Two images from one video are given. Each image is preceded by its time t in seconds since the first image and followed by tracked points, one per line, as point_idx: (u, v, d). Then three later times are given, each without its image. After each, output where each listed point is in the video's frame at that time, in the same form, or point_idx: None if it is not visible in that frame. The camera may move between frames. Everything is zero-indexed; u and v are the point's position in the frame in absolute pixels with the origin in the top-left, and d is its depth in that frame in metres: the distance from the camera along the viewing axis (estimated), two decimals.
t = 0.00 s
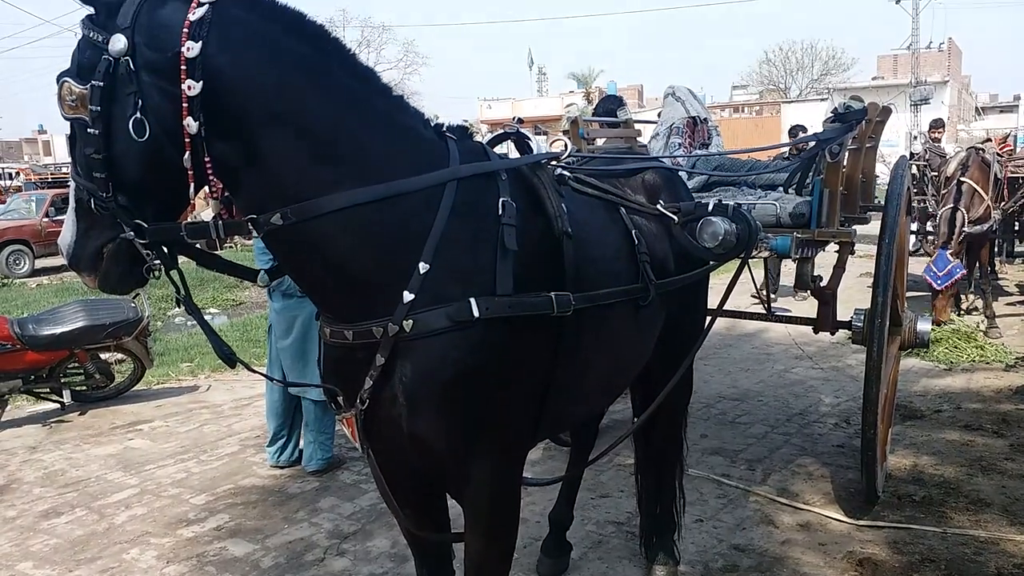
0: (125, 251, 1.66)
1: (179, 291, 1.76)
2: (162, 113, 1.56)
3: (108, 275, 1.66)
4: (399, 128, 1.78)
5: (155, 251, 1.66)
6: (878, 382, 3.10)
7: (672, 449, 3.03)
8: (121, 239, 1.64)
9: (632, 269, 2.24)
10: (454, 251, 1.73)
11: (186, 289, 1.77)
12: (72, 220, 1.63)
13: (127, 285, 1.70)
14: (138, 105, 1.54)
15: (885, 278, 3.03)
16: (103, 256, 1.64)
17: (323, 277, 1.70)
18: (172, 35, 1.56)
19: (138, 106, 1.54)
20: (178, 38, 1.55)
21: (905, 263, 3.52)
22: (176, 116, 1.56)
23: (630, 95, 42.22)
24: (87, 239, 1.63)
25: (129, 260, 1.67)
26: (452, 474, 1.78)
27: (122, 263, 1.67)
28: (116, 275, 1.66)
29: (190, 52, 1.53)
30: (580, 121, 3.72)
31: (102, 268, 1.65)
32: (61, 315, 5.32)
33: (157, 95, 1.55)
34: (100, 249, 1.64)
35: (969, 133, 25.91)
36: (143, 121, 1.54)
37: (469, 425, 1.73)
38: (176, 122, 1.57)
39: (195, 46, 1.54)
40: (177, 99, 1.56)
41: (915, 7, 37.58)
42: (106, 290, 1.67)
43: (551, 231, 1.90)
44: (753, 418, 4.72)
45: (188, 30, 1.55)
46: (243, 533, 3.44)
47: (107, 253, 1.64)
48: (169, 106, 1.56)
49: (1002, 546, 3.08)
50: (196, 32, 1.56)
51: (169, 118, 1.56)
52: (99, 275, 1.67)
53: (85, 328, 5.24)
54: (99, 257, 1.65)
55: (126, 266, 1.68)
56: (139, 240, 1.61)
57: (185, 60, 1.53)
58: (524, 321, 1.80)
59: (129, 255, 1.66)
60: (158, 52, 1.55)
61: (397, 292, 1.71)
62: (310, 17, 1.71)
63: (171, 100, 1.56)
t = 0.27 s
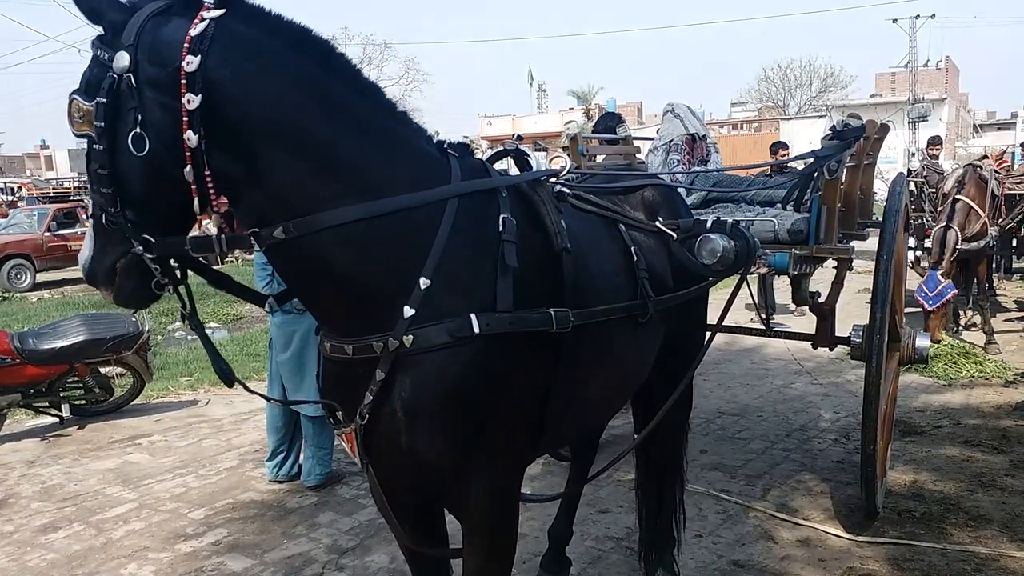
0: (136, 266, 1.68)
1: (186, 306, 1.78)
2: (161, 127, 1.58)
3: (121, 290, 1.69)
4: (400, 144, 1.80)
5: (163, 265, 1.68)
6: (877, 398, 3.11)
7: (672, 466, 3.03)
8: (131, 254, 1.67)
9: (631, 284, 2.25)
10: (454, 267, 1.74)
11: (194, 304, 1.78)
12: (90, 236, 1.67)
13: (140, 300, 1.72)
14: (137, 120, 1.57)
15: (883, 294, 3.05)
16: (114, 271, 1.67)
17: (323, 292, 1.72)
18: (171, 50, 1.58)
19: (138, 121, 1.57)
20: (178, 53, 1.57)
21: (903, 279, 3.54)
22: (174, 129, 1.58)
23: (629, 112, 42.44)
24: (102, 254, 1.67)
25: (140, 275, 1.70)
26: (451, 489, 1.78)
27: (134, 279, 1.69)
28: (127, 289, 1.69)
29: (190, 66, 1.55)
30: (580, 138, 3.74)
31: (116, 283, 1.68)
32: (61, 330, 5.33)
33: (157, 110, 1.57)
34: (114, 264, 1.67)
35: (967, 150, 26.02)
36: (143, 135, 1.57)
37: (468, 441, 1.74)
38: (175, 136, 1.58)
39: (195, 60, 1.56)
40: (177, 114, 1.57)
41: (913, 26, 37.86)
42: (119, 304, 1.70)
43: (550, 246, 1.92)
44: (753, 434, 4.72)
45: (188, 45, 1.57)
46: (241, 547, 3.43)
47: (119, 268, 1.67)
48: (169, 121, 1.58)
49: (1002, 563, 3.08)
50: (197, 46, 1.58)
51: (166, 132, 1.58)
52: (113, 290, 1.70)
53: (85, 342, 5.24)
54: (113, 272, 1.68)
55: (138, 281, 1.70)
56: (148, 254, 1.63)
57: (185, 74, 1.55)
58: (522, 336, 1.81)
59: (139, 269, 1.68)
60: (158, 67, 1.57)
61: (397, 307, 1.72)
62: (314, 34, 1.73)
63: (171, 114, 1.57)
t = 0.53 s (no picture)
0: (144, 275, 1.66)
1: (191, 316, 1.75)
2: (156, 139, 1.55)
3: (130, 299, 1.67)
4: (399, 156, 1.78)
5: (168, 274, 1.65)
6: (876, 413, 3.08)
7: (671, 482, 2.99)
8: (138, 263, 1.64)
9: (630, 298, 2.23)
10: (451, 280, 1.72)
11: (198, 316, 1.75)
12: (102, 245, 1.66)
13: (149, 308, 1.70)
14: (135, 133, 1.55)
15: (881, 308, 3.02)
16: (122, 280, 1.66)
17: (318, 304, 1.69)
18: (168, 63, 1.56)
19: (135, 134, 1.55)
20: (174, 66, 1.55)
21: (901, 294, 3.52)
22: (173, 143, 1.56)
23: (625, 125, 42.59)
24: (111, 264, 1.65)
25: (148, 284, 1.67)
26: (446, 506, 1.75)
27: (142, 288, 1.67)
28: (134, 298, 1.67)
29: (183, 78, 1.52)
30: (576, 151, 3.73)
31: (125, 293, 1.67)
32: (54, 343, 5.29)
33: (155, 124, 1.55)
34: (123, 273, 1.65)
35: (962, 163, 26.12)
36: (139, 148, 1.54)
37: (464, 456, 1.71)
38: (173, 149, 1.56)
39: (189, 72, 1.53)
40: (175, 127, 1.55)
41: (907, 40, 38.11)
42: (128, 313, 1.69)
43: (550, 260, 1.89)
44: (751, 449, 4.68)
45: (183, 57, 1.55)
46: (233, 564, 3.38)
47: (127, 277, 1.65)
48: (166, 135, 1.55)
49: None
50: (191, 58, 1.56)
51: (163, 145, 1.55)
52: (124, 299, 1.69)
53: (77, 356, 5.22)
54: (121, 281, 1.66)
55: (146, 290, 1.68)
56: (152, 263, 1.61)
57: (179, 87, 1.53)
58: (520, 350, 1.78)
59: (146, 278, 1.66)
60: (157, 81, 1.55)
61: (394, 320, 1.69)
62: (312, 46, 1.71)
63: (168, 128, 1.55)
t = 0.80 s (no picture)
0: (137, 288, 1.68)
1: (184, 328, 1.76)
2: (151, 154, 1.57)
3: (123, 310, 1.69)
4: (393, 170, 1.80)
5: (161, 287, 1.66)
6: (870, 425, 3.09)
7: (665, 496, 3.00)
8: (131, 275, 1.66)
9: (624, 311, 2.25)
10: (445, 293, 1.73)
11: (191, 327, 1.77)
12: (98, 257, 1.69)
13: (142, 320, 1.72)
14: (129, 148, 1.56)
15: (875, 321, 3.04)
16: (115, 292, 1.68)
17: (313, 318, 1.70)
18: (163, 80, 1.58)
19: (129, 149, 1.56)
20: (169, 82, 1.57)
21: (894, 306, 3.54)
22: (166, 158, 1.57)
23: (620, 139, 42.80)
24: (105, 275, 1.68)
25: (141, 296, 1.69)
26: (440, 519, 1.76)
27: (136, 300, 1.69)
28: (127, 310, 1.69)
29: (178, 94, 1.54)
30: (571, 165, 3.76)
31: (119, 304, 1.69)
32: (48, 357, 5.29)
33: (149, 139, 1.57)
34: (117, 285, 1.68)
35: (955, 178, 26.31)
36: (134, 163, 1.56)
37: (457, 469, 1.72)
38: (166, 164, 1.57)
39: (183, 88, 1.55)
40: (168, 143, 1.57)
41: (899, 56, 38.46)
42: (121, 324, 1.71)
43: (544, 274, 1.91)
44: (745, 462, 4.69)
45: (178, 74, 1.57)
46: None
47: (121, 289, 1.67)
48: (160, 150, 1.57)
49: None
50: (186, 76, 1.58)
51: (156, 160, 1.57)
52: (117, 311, 1.71)
53: (72, 369, 5.19)
54: (115, 292, 1.68)
55: (139, 302, 1.70)
56: (145, 276, 1.62)
57: (174, 103, 1.55)
58: (514, 362, 1.79)
59: (139, 290, 1.68)
60: (152, 98, 1.57)
61: (388, 333, 1.71)
62: (307, 61, 1.73)
63: (162, 143, 1.57)
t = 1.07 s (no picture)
0: (133, 295, 1.68)
1: (180, 334, 1.76)
2: (148, 161, 1.57)
3: (119, 317, 1.69)
4: (391, 176, 1.80)
5: (157, 293, 1.66)
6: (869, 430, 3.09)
7: (664, 501, 2.99)
8: (127, 282, 1.66)
9: (622, 316, 2.25)
10: (443, 298, 1.73)
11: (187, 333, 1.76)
12: (93, 264, 1.69)
13: (137, 326, 1.72)
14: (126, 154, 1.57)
15: (873, 326, 3.04)
16: (110, 299, 1.68)
17: (311, 323, 1.70)
18: (161, 86, 1.58)
19: (127, 155, 1.57)
20: (166, 88, 1.57)
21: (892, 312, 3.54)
22: (163, 164, 1.57)
23: (619, 145, 42.87)
24: (101, 282, 1.68)
25: (136, 303, 1.70)
26: (438, 525, 1.76)
27: (132, 306, 1.69)
28: (122, 316, 1.69)
29: (176, 101, 1.54)
30: (569, 171, 3.76)
31: (114, 311, 1.69)
32: (46, 362, 5.28)
33: (146, 145, 1.57)
34: (112, 291, 1.67)
35: (952, 183, 26.34)
36: (131, 169, 1.56)
37: (455, 475, 1.72)
38: (163, 171, 1.57)
39: (182, 94, 1.55)
40: (166, 149, 1.57)
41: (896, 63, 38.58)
42: (116, 331, 1.71)
43: (542, 279, 1.91)
44: (744, 467, 4.69)
45: (176, 80, 1.57)
46: None
47: (117, 296, 1.67)
48: (157, 156, 1.57)
49: None
50: (184, 82, 1.58)
51: (154, 166, 1.57)
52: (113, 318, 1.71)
53: (70, 375, 5.19)
54: (111, 299, 1.68)
55: (135, 308, 1.70)
56: (141, 282, 1.63)
57: (172, 109, 1.55)
58: (512, 368, 1.80)
59: (135, 297, 1.68)
60: (149, 104, 1.57)
61: (386, 339, 1.71)
62: (306, 68, 1.74)
63: (159, 149, 1.57)
